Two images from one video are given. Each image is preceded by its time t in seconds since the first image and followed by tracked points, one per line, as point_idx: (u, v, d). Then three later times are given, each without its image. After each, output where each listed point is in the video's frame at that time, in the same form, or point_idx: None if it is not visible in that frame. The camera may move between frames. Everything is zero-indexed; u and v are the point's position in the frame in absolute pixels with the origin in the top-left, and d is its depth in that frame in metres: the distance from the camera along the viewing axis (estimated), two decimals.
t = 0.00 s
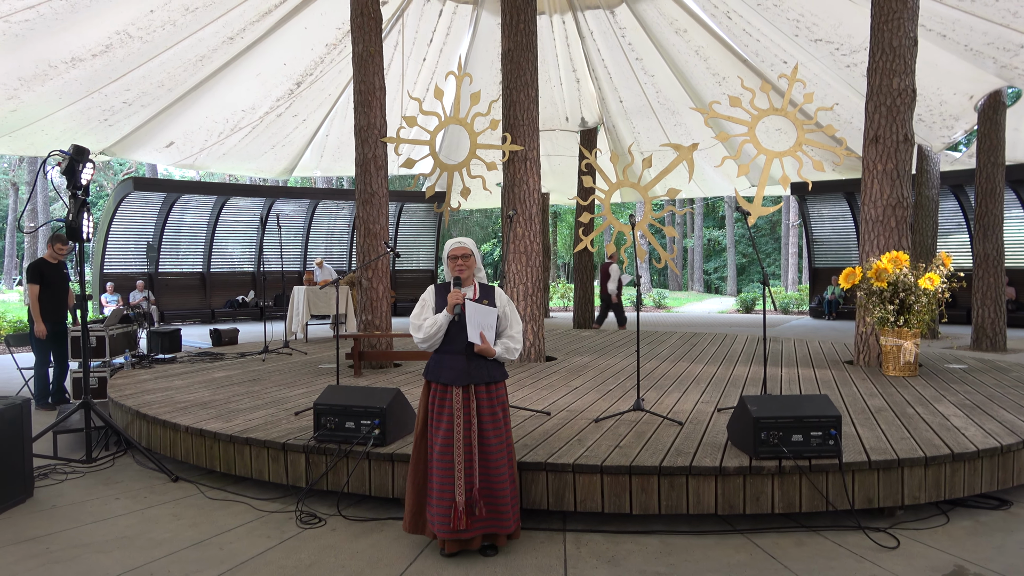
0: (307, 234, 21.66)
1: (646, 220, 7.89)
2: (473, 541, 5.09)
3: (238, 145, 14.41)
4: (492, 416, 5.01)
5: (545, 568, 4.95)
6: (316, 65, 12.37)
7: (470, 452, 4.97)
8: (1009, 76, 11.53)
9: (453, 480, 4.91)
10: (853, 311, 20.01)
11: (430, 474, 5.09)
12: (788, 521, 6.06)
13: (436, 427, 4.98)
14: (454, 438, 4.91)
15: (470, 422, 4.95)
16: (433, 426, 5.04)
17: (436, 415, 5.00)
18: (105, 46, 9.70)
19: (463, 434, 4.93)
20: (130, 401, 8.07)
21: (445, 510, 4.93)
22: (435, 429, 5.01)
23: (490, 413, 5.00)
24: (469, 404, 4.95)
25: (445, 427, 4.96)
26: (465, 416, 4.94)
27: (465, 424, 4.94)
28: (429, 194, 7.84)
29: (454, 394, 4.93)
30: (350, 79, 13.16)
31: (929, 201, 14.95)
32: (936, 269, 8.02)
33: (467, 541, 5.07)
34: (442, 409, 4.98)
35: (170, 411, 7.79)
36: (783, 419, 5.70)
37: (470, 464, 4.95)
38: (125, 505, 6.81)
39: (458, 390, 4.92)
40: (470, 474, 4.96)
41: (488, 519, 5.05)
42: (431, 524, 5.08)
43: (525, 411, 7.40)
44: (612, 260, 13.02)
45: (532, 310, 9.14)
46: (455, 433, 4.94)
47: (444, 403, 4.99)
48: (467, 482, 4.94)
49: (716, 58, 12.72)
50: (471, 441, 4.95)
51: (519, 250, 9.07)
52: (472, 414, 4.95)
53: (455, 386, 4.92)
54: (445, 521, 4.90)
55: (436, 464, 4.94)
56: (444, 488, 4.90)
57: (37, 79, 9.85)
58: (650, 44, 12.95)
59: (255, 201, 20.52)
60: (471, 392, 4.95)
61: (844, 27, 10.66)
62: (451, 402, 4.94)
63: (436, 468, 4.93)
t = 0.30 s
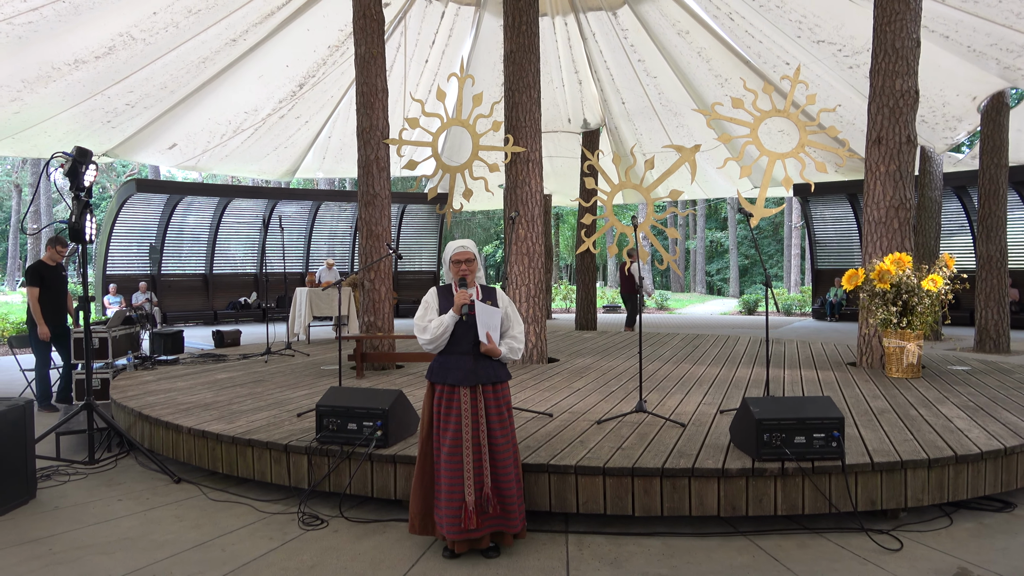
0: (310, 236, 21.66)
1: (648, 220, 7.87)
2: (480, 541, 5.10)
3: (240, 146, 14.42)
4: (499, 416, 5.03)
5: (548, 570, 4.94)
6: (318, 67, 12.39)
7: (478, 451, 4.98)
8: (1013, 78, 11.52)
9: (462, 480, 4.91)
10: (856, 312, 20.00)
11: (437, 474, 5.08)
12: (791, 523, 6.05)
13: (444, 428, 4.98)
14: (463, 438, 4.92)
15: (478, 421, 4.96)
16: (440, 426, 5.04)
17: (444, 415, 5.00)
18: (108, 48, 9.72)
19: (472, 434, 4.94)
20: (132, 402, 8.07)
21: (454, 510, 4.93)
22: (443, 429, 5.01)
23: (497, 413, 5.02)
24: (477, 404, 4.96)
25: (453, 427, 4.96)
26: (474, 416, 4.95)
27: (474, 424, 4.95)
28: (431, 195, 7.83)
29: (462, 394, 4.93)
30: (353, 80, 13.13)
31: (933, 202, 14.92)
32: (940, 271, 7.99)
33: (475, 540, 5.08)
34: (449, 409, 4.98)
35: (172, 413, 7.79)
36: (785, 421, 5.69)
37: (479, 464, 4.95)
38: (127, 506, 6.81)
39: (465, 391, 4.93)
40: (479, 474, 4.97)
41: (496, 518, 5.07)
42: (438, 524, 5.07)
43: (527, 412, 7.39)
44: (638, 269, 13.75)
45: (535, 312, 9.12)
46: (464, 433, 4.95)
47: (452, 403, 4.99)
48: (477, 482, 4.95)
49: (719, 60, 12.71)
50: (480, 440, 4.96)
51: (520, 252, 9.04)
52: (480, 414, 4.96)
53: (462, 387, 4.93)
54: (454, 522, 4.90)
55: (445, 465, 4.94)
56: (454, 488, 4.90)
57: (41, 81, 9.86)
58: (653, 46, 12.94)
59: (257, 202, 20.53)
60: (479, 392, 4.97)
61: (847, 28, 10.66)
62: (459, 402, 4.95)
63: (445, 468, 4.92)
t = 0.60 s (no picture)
0: (309, 237, 21.57)
1: (652, 221, 7.78)
2: (483, 547, 5.01)
3: (239, 147, 14.33)
4: (502, 418, 4.96)
5: None
6: (318, 66, 12.32)
7: (483, 455, 4.89)
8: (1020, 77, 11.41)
9: (468, 485, 4.81)
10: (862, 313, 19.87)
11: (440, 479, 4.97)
12: (797, 528, 5.94)
13: (449, 432, 4.87)
14: (469, 441, 4.82)
15: (483, 425, 4.88)
16: (444, 430, 4.94)
17: (448, 419, 4.90)
18: (107, 48, 9.65)
19: (477, 437, 4.84)
20: (130, 405, 7.97)
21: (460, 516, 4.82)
22: (447, 433, 4.90)
23: (500, 415, 4.95)
24: (481, 406, 4.88)
25: (458, 430, 4.86)
26: (479, 419, 4.87)
27: (479, 426, 4.86)
28: (432, 196, 7.74)
29: (466, 396, 4.84)
30: (353, 80, 13.08)
31: (940, 202, 14.81)
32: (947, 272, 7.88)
33: (479, 546, 4.98)
34: (453, 412, 4.89)
35: (170, 416, 7.70)
36: (791, 423, 5.59)
37: (484, 467, 4.86)
38: (126, 510, 6.72)
39: (470, 392, 4.84)
40: (484, 478, 4.88)
41: (499, 523, 4.99)
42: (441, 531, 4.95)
43: (529, 415, 7.29)
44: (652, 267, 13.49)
45: (536, 315, 9.01)
46: (469, 437, 4.85)
47: (456, 407, 4.89)
48: (482, 486, 4.85)
49: (723, 59, 12.63)
50: (485, 443, 4.87)
51: (522, 254, 8.95)
52: (484, 417, 4.89)
53: (466, 389, 4.84)
54: (460, 527, 4.79)
55: (450, 469, 4.83)
56: (460, 493, 4.79)
57: (39, 81, 9.79)
58: (657, 45, 12.86)
59: (257, 204, 20.46)
60: (484, 393, 4.90)
61: (852, 27, 10.56)
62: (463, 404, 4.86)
63: (451, 473, 4.81)
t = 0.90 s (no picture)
0: (305, 237, 21.34)
1: (658, 221, 7.55)
2: (488, 560, 4.76)
3: (234, 144, 14.11)
4: (506, 425, 4.78)
5: None
6: (314, 61, 12.13)
7: (488, 463, 4.68)
8: None
9: (473, 495, 4.59)
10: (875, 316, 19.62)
11: (442, 489, 4.74)
12: (808, 536, 5.69)
13: (452, 439, 4.66)
14: (474, 449, 4.61)
15: (488, 432, 4.68)
16: (447, 437, 4.72)
17: (452, 426, 4.69)
18: (98, 43, 9.46)
19: (482, 445, 4.64)
20: (121, 410, 7.73)
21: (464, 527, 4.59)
22: (450, 440, 4.68)
23: (504, 422, 4.78)
24: (487, 412, 4.69)
25: (462, 438, 4.64)
26: (484, 426, 4.67)
27: (484, 434, 4.66)
28: (431, 195, 7.51)
29: (471, 402, 4.65)
30: (349, 75, 12.93)
31: (954, 201, 14.55)
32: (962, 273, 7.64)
33: (484, 559, 4.74)
34: (457, 419, 4.68)
35: (162, 421, 7.46)
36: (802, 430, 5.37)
37: (490, 476, 4.64)
38: (116, 518, 6.48)
39: (475, 399, 4.65)
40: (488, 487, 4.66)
41: (505, 535, 4.76)
42: (443, 545, 4.70)
43: (531, 421, 7.06)
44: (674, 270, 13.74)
45: (538, 317, 8.80)
46: (473, 445, 4.64)
47: (460, 411, 4.70)
48: (487, 496, 4.63)
49: (730, 53, 12.43)
50: (490, 451, 4.66)
51: (524, 254, 8.74)
52: (490, 424, 4.69)
53: (471, 395, 4.66)
54: (465, 540, 4.55)
55: (453, 478, 4.60)
56: (464, 503, 4.57)
57: (29, 78, 9.58)
58: (663, 40, 12.64)
59: (250, 203, 20.27)
60: (489, 398, 4.70)
61: (863, 22, 10.33)
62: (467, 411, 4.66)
63: (455, 481, 4.59)
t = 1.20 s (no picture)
0: (298, 237, 21.06)
1: (665, 220, 7.29)
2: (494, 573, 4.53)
3: (226, 140, 13.85)
4: (511, 432, 4.55)
5: None
6: (309, 55, 11.88)
7: (493, 471, 4.44)
8: None
9: (479, 506, 4.35)
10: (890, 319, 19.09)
11: (444, 500, 4.49)
12: (820, 548, 5.41)
13: (455, 448, 4.41)
14: (479, 458, 4.37)
15: (493, 439, 4.43)
16: (449, 446, 4.46)
17: (454, 434, 4.43)
18: (85, 36, 9.22)
19: (487, 453, 4.40)
20: (108, 416, 7.46)
21: (469, 539, 4.35)
22: (452, 449, 4.43)
23: (509, 429, 4.54)
24: (491, 420, 4.44)
25: (466, 446, 4.40)
26: (488, 433, 4.43)
27: (489, 441, 4.42)
28: (429, 194, 7.24)
29: (475, 410, 4.41)
30: (345, 69, 12.67)
31: (972, 200, 14.24)
32: (980, 274, 7.34)
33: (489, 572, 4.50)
34: (460, 426, 4.44)
35: (150, 428, 7.19)
36: (815, 438, 5.08)
37: (496, 485, 4.41)
38: (102, 529, 6.21)
39: (479, 407, 4.42)
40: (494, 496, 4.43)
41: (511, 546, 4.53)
42: (447, 558, 4.45)
43: (533, 428, 6.79)
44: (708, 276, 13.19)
45: (540, 320, 8.46)
46: (478, 453, 4.40)
47: (463, 419, 4.44)
48: (493, 506, 4.39)
49: (740, 46, 12.15)
50: (495, 459, 4.42)
51: (527, 255, 8.43)
52: (495, 431, 4.44)
53: (474, 403, 4.42)
54: (471, 553, 4.31)
55: (457, 488, 4.36)
56: (470, 514, 4.33)
57: (15, 71, 9.35)
58: (668, 32, 12.37)
59: (242, 202, 19.99)
60: (493, 405, 4.46)
61: (878, 14, 10.03)
62: (471, 421, 4.42)
63: (460, 492, 4.34)
